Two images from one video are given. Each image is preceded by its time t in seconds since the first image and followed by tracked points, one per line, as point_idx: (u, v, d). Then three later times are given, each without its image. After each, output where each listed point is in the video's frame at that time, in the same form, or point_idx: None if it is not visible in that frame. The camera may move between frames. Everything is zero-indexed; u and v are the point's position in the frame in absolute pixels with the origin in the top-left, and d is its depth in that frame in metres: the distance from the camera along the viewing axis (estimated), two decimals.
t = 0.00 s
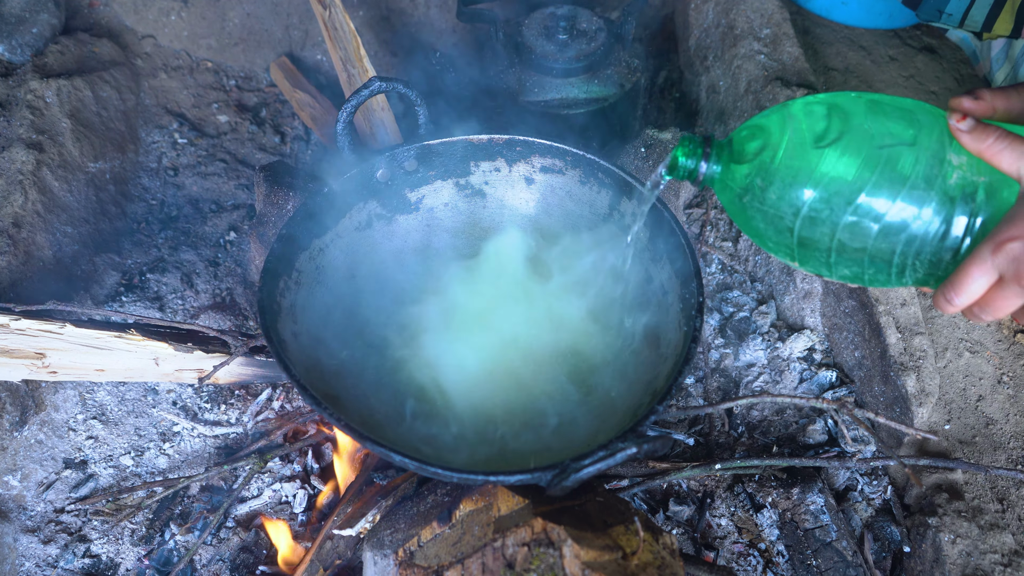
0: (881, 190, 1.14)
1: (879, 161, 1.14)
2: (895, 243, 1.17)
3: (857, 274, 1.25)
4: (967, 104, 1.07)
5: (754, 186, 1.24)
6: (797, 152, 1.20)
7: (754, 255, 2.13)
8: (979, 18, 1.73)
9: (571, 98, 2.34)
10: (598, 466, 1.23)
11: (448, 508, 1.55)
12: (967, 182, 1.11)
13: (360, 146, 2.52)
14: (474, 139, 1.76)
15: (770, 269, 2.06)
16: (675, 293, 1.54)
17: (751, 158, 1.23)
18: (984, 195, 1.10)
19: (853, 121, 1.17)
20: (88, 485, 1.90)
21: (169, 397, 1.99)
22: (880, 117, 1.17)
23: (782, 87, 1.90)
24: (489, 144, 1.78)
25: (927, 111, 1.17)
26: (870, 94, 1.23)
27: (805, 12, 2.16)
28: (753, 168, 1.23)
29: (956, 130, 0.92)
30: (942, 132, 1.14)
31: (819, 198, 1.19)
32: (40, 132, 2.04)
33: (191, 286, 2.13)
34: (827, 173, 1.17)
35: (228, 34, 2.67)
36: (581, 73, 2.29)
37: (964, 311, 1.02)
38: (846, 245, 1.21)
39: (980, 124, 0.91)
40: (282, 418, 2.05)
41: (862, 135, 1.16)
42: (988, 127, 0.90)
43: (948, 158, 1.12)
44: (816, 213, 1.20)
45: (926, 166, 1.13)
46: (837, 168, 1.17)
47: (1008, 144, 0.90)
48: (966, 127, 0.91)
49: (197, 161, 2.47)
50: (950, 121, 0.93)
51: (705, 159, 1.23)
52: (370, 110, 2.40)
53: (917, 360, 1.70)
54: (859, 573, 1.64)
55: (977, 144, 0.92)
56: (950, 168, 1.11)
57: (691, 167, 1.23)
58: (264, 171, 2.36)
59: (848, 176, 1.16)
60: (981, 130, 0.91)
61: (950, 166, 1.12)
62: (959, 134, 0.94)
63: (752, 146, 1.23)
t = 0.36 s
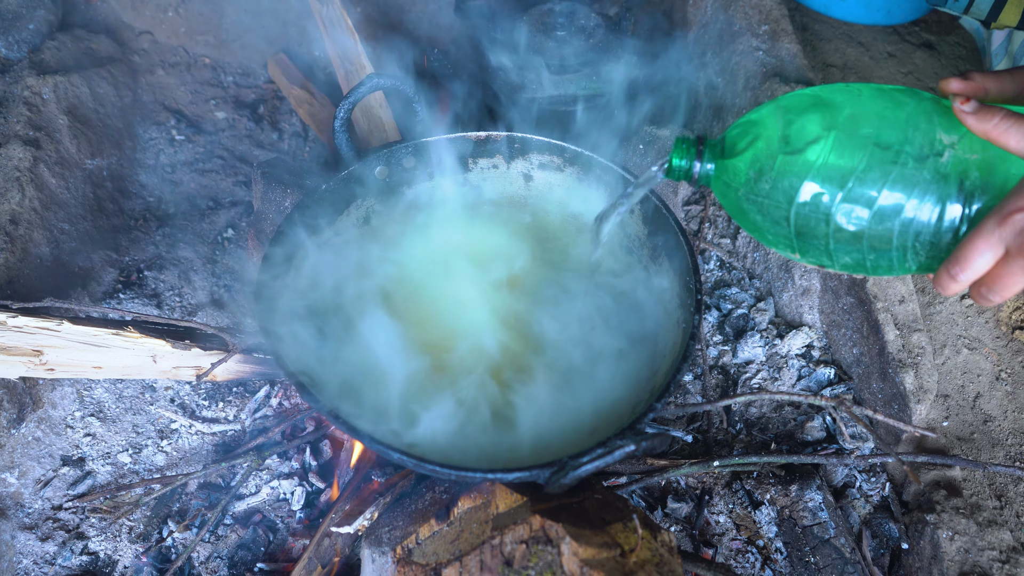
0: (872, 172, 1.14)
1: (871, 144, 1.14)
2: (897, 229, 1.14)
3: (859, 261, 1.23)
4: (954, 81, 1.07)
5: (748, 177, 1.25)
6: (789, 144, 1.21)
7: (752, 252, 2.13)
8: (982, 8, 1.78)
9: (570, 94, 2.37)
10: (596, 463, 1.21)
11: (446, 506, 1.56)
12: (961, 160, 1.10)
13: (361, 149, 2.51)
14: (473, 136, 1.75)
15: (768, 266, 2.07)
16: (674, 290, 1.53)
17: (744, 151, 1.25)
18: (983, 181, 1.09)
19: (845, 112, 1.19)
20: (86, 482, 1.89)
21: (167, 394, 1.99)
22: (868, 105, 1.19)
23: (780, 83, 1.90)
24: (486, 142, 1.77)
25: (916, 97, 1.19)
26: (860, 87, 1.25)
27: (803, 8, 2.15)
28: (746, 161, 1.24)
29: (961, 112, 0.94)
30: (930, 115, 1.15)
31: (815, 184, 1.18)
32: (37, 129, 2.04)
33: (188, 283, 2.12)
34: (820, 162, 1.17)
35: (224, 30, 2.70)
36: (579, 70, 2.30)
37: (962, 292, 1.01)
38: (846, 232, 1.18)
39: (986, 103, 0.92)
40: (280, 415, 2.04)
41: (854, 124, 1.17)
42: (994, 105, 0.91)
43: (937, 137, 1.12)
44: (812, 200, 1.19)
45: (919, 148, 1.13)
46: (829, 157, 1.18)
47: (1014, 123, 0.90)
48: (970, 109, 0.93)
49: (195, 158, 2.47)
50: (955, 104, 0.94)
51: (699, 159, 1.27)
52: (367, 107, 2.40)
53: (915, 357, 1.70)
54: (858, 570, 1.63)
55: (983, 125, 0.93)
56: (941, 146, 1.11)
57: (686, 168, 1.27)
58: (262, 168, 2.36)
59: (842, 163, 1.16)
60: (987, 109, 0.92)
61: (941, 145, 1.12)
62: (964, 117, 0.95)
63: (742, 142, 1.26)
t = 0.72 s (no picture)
0: (856, 163, 1.16)
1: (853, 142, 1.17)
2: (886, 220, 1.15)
3: (855, 257, 1.24)
4: (936, 82, 1.14)
5: (738, 180, 1.27)
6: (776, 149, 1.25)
7: (750, 251, 2.14)
8: (973, 11, 1.79)
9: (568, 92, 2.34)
10: (593, 462, 1.20)
11: (444, 504, 1.56)
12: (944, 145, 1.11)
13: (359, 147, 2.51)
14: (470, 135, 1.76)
15: (766, 265, 2.07)
16: (671, 289, 1.54)
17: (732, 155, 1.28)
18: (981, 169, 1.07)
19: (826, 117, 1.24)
20: (84, 480, 1.89)
21: (165, 392, 1.99)
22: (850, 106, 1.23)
23: (778, 82, 1.93)
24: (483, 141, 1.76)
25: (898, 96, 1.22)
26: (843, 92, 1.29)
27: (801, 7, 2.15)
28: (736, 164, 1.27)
29: (980, 90, 0.94)
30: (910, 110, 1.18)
31: (802, 183, 1.20)
32: (35, 127, 2.04)
33: (187, 281, 2.11)
34: (804, 162, 1.21)
35: (223, 28, 2.69)
36: (578, 68, 2.30)
37: (960, 272, 0.95)
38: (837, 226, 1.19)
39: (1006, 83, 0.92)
40: (278, 413, 2.04)
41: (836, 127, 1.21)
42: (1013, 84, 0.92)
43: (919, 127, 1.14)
44: (800, 196, 1.20)
45: (901, 139, 1.15)
46: (815, 158, 1.21)
47: None
48: (990, 87, 0.93)
49: (193, 156, 2.47)
50: (974, 82, 0.95)
51: (689, 173, 1.29)
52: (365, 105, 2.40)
53: (913, 355, 1.72)
54: (855, 569, 1.64)
55: (1001, 103, 0.93)
56: (923, 134, 1.13)
57: (678, 182, 1.29)
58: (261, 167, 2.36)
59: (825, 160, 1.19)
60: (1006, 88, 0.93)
61: (923, 134, 1.13)
62: (983, 95, 0.95)
63: (731, 154, 1.28)
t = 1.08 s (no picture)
0: (845, 157, 1.19)
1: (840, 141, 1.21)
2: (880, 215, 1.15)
3: (852, 254, 1.23)
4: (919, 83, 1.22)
5: (731, 185, 1.27)
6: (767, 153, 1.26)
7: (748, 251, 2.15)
8: (976, 8, 1.78)
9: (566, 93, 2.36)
10: (591, 461, 1.20)
11: (443, 504, 1.56)
12: (929, 138, 1.15)
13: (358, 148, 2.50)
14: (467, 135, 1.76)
15: (764, 265, 2.08)
16: (670, 289, 1.54)
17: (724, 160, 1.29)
18: (971, 158, 1.09)
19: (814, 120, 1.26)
20: (82, 481, 1.89)
21: (164, 392, 1.99)
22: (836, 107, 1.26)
23: (775, 82, 1.93)
24: (483, 142, 1.76)
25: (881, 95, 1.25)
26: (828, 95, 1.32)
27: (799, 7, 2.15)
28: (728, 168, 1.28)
29: (994, 90, 0.92)
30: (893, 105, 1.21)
31: (794, 185, 1.21)
32: (34, 127, 2.05)
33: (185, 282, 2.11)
34: (795, 165, 1.23)
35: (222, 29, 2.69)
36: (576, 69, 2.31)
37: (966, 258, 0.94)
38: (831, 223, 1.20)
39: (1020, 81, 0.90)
40: (276, 413, 2.04)
41: (824, 130, 1.23)
42: None
43: (904, 121, 1.18)
44: (793, 196, 1.21)
45: (886, 134, 1.18)
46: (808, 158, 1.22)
47: None
48: (1003, 87, 0.91)
49: (192, 156, 2.47)
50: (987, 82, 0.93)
51: (687, 190, 1.30)
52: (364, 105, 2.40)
53: (911, 355, 1.72)
54: (853, 568, 1.63)
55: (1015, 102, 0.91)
56: (908, 128, 1.17)
57: (675, 199, 1.32)
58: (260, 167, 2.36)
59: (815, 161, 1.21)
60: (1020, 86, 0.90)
61: (907, 127, 1.17)
62: (997, 95, 0.93)
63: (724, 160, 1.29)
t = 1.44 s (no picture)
0: (832, 130, 1.21)
1: (826, 116, 1.22)
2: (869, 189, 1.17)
3: (848, 226, 1.23)
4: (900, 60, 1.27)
5: (722, 167, 1.29)
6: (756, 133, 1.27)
7: (746, 252, 2.15)
8: (967, 13, 1.88)
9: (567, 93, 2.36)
10: (588, 461, 1.20)
11: (440, 505, 1.56)
12: (911, 106, 1.17)
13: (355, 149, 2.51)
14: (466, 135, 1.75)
15: (763, 266, 2.09)
16: (668, 289, 1.55)
17: (712, 142, 1.31)
18: (955, 122, 1.11)
19: (800, 96, 1.27)
20: (81, 481, 1.90)
21: (162, 394, 1.97)
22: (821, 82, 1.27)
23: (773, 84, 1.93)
24: (480, 142, 1.75)
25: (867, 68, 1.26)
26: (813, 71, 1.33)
27: (797, 10, 2.15)
28: (719, 149, 1.29)
29: (999, 93, 0.92)
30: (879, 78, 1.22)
31: (784, 166, 1.23)
32: (33, 129, 2.04)
33: (184, 283, 2.11)
34: (784, 144, 1.24)
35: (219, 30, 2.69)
36: (574, 70, 2.31)
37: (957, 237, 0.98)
38: (822, 198, 1.21)
39: None
40: (274, 415, 2.05)
41: (811, 108, 1.24)
42: None
43: (885, 90, 1.19)
44: (782, 175, 1.23)
45: (870, 105, 1.19)
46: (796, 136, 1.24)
47: None
48: (1008, 89, 0.91)
49: (190, 158, 2.47)
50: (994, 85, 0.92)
51: (676, 177, 1.32)
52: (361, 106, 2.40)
53: (908, 356, 1.71)
54: (850, 569, 1.63)
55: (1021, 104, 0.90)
56: (890, 98, 1.19)
57: (665, 188, 1.33)
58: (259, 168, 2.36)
59: (802, 139, 1.23)
60: None
61: (891, 99, 1.18)
62: (1002, 100, 0.92)
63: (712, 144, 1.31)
